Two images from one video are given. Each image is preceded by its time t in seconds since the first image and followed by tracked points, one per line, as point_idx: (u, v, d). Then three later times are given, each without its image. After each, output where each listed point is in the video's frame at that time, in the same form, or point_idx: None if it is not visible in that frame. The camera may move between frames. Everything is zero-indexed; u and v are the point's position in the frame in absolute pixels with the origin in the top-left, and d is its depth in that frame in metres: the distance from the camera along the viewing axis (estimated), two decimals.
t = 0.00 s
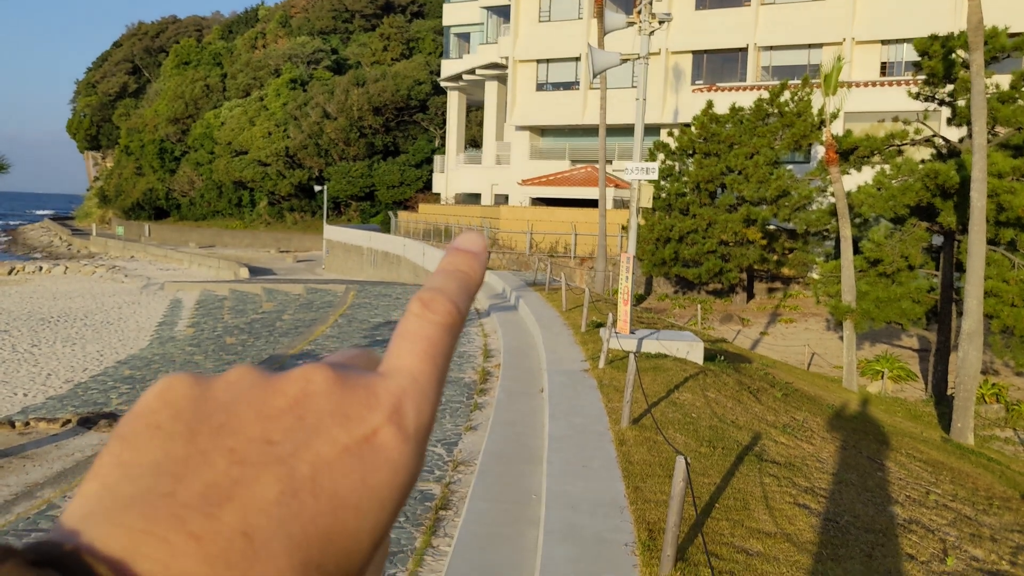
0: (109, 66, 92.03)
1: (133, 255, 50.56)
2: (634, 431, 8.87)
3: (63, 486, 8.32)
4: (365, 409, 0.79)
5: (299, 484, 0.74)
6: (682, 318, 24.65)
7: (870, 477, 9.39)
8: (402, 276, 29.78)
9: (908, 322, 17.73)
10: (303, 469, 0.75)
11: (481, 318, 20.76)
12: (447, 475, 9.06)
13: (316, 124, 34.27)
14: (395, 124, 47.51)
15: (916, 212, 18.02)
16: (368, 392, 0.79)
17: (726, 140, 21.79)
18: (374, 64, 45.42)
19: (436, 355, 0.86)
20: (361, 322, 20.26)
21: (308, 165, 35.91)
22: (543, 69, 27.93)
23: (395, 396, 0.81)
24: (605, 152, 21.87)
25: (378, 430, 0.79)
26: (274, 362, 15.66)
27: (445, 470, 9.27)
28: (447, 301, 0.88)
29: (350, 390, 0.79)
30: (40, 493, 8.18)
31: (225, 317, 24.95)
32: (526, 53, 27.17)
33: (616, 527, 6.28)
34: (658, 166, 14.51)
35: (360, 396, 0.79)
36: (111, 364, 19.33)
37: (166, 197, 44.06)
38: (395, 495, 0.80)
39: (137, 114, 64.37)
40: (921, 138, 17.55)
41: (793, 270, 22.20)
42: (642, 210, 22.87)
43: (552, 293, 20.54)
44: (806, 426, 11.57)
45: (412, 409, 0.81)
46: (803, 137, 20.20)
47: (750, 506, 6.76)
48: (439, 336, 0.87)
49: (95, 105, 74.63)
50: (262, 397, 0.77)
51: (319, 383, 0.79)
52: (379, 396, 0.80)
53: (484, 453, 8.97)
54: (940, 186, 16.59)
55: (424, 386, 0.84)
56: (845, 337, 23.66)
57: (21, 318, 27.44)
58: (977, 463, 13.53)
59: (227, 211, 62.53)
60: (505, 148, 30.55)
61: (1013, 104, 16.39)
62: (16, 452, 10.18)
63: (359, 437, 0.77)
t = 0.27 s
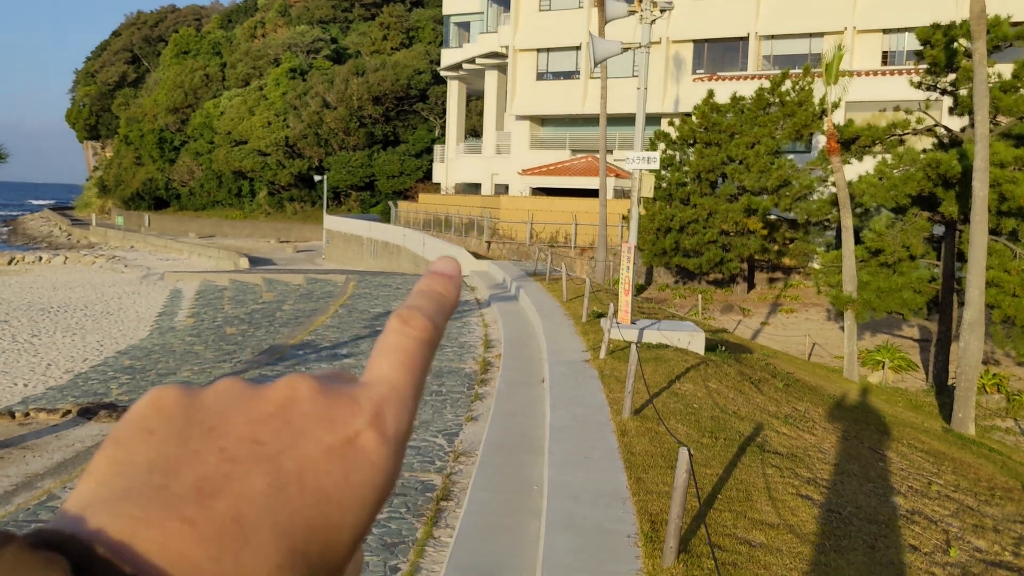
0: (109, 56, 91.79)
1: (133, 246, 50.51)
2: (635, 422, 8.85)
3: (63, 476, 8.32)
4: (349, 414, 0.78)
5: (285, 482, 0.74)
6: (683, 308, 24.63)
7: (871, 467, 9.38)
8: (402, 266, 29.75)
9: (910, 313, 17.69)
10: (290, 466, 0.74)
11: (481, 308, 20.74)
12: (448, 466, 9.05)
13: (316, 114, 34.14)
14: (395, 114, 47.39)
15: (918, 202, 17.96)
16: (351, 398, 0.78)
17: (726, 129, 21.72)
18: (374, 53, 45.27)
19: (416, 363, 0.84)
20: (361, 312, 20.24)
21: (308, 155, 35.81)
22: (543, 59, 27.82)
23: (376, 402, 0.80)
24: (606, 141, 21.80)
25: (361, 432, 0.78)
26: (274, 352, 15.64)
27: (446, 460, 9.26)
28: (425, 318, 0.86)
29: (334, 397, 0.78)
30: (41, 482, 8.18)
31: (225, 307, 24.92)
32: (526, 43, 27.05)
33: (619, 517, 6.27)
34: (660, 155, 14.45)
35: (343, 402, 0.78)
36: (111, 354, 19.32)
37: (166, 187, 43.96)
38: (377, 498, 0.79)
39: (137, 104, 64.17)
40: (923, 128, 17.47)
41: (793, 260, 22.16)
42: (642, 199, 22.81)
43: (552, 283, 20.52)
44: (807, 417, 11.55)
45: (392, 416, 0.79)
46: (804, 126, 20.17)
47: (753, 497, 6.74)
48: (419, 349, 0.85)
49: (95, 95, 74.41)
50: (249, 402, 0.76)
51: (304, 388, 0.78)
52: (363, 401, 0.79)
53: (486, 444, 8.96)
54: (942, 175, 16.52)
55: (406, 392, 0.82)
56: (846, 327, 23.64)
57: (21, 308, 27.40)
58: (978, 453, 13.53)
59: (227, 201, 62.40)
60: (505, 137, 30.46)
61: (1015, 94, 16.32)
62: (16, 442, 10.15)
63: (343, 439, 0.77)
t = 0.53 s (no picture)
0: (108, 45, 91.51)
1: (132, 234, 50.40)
2: (637, 412, 8.81)
3: (62, 465, 8.31)
4: (303, 486, 0.79)
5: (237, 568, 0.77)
6: (683, 298, 24.59)
7: (874, 458, 9.35)
8: (402, 255, 29.70)
9: (910, 303, 17.65)
10: (243, 556, 0.77)
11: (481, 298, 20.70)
12: (448, 456, 9.02)
13: (316, 102, 34.01)
14: (394, 102, 47.27)
15: (920, 192, 17.89)
16: (307, 469, 0.80)
17: (727, 119, 21.64)
18: (374, 42, 45.14)
19: (380, 425, 0.84)
20: (361, 301, 20.22)
21: (308, 143, 35.70)
22: (543, 48, 27.69)
23: (336, 469, 0.81)
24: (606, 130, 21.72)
25: (317, 509, 0.79)
26: (274, 341, 15.61)
27: (446, 450, 9.23)
28: (397, 362, 0.85)
29: (289, 469, 0.79)
30: (40, 470, 8.18)
31: (225, 296, 24.87)
32: (526, 31, 26.92)
33: (621, 507, 6.24)
34: (661, 144, 14.36)
35: (297, 477, 0.79)
36: (110, 343, 19.27)
37: (165, 176, 43.89)
38: (335, 563, 0.81)
39: (136, 92, 63.96)
40: (925, 117, 17.39)
41: (793, 250, 22.12)
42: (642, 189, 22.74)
43: (552, 273, 20.48)
44: (809, 407, 11.52)
45: (352, 482, 0.81)
46: (805, 116, 20.17)
47: (756, 489, 6.71)
48: (385, 408, 0.84)
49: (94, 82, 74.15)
50: (198, 478, 0.77)
51: (257, 459, 0.79)
52: (320, 473, 0.80)
53: (486, 434, 8.92)
54: (944, 165, 16.43)
55: (364, 461, 0.83)
56: (846, 317, 23.60)
57: (20, 297, 27.33)
58: (979, 443, 13.50)
59: (227, 189, 62.32)
60: (505, 126, 30.37)
61: (1018, 83, 16.24)
62: (15, 430, 10.12)
63: (298, 517, 0.79)
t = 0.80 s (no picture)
0: (103, 21, 90.71)
1: (126, 212, 50.14)
2: (632, 392, 8.77)
3: (52, 443, 8.26)
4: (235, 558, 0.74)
5: None
6: (678, 278, 24.55)
7: (869, 439, 9.33)
8: (398, 234, 29.60)
9: (906, 284, 17.62)
10: None
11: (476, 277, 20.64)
12: (441, 436, 8.98)
13: (311, 80, 33.75)
14: (390, 80, 46.95)
15: (916, 172, 17.82)
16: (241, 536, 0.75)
17: (723, 99, 21.54)
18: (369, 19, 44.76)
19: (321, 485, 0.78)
20: (355, 280, 20.15)
21: (303, 122, 35.47)
22: (539, 26, 27.50)
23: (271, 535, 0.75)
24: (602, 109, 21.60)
25: None
26: (267, 319, 15.55)
27: (440, 430, 9.19)
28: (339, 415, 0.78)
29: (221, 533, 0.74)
30: (29, 449, 8.12)
31: (219, 274, 24.78)
32: (522, 9, 26.72)
33: (616, 488, 6.20)
34: (657, 123, 14.24)
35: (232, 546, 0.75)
36: (104, 321, 19.20)
37: (160, 153, 43.64)
38: None
39: (130, 69, 63.47)
40: (922, 98, 17.28)
41: (789, 230, 22.08)
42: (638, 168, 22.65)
43: (547, 252, 20.44)
44: (804, 387, 11.50)
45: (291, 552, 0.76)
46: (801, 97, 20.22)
47: (751, 470, 6.68)
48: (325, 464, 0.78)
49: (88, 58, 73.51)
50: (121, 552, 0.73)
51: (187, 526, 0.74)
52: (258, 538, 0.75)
53: (481, 415, 8.89)
54: (941, 145, 16.34)
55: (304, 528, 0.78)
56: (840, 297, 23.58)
57: (14, 274, 27.21)
58: (973, 424, 13.52)
59: (222, 167, 62.00)
60: (500, 105, 30.21)
61: (1016, 64, 16.16)
62: (5, 408, 10.05)
63: None
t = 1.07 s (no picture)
0: None
1: (80, 192, 48.77)
2: (594, 371, 8.66)
3: None
4: None
5: None
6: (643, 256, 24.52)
7: (830, 414, 9.36)
8: (360, 213, 29.17)
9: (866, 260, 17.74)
10: None
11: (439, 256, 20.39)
12: (401, 417, 8.79)
13: (270, 57, 33.05)
14: (352, 58, 46.25)
15: (877, 148, 17.90)
16: None
17: (686, 75, 21.45)
18: None
19: None
20: (316, 260, 19.77)
21: (264, 99, 34.77)
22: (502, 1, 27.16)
23: None
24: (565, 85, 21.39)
25: None
26: (224, 300, 15.15)
27: (399, 412, 9.00)
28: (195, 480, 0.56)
29: None
30: None
31: (177, 254, 24.19)
32: None
33: (576, 468, 6.09)
34: (619, 99, 14.08)
35: None
36: (57, 304, 18.60)
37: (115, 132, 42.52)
38: None
39: (83, 45, 61.71)
40: (883, 74, 17.34)
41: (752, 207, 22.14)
42: (602, 145, 22.51)
43: (511, 230, 20.25)
44: (766, 364, 11.52)
45: None
46: (763, 73, 20.24)
47: (712, 447, 6.61)
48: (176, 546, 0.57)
49: (39, 34, 71.29)
50: None
51: None
52: None
53: (441, 395, 8.73)
54: (901, 121, 16.41)
55: None
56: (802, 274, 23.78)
57: None
58: (932, 397, 13.67)
59: (180, 147, 60.68)
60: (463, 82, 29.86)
61: (974, 40, 16.26)
62: None
63: None
